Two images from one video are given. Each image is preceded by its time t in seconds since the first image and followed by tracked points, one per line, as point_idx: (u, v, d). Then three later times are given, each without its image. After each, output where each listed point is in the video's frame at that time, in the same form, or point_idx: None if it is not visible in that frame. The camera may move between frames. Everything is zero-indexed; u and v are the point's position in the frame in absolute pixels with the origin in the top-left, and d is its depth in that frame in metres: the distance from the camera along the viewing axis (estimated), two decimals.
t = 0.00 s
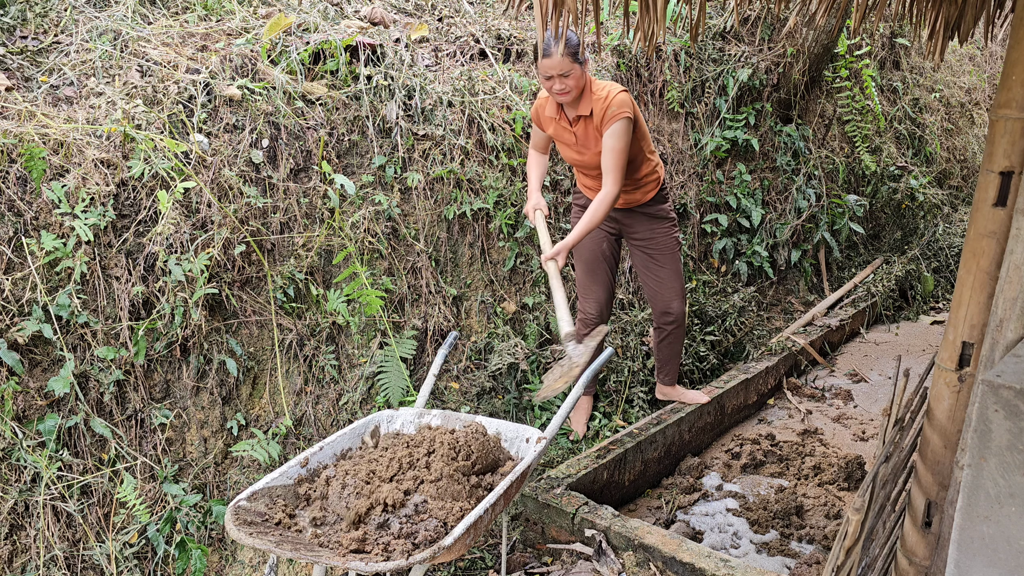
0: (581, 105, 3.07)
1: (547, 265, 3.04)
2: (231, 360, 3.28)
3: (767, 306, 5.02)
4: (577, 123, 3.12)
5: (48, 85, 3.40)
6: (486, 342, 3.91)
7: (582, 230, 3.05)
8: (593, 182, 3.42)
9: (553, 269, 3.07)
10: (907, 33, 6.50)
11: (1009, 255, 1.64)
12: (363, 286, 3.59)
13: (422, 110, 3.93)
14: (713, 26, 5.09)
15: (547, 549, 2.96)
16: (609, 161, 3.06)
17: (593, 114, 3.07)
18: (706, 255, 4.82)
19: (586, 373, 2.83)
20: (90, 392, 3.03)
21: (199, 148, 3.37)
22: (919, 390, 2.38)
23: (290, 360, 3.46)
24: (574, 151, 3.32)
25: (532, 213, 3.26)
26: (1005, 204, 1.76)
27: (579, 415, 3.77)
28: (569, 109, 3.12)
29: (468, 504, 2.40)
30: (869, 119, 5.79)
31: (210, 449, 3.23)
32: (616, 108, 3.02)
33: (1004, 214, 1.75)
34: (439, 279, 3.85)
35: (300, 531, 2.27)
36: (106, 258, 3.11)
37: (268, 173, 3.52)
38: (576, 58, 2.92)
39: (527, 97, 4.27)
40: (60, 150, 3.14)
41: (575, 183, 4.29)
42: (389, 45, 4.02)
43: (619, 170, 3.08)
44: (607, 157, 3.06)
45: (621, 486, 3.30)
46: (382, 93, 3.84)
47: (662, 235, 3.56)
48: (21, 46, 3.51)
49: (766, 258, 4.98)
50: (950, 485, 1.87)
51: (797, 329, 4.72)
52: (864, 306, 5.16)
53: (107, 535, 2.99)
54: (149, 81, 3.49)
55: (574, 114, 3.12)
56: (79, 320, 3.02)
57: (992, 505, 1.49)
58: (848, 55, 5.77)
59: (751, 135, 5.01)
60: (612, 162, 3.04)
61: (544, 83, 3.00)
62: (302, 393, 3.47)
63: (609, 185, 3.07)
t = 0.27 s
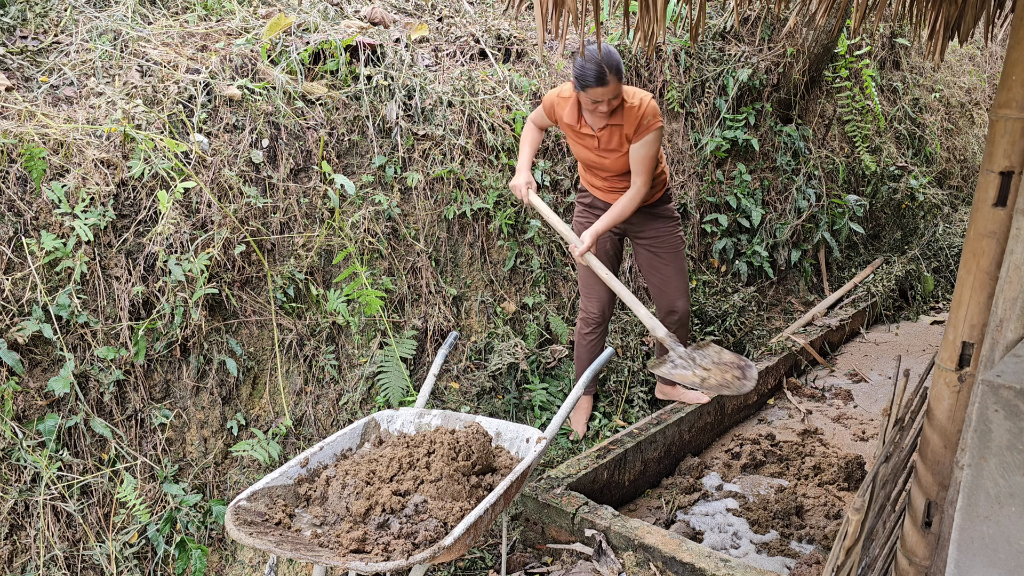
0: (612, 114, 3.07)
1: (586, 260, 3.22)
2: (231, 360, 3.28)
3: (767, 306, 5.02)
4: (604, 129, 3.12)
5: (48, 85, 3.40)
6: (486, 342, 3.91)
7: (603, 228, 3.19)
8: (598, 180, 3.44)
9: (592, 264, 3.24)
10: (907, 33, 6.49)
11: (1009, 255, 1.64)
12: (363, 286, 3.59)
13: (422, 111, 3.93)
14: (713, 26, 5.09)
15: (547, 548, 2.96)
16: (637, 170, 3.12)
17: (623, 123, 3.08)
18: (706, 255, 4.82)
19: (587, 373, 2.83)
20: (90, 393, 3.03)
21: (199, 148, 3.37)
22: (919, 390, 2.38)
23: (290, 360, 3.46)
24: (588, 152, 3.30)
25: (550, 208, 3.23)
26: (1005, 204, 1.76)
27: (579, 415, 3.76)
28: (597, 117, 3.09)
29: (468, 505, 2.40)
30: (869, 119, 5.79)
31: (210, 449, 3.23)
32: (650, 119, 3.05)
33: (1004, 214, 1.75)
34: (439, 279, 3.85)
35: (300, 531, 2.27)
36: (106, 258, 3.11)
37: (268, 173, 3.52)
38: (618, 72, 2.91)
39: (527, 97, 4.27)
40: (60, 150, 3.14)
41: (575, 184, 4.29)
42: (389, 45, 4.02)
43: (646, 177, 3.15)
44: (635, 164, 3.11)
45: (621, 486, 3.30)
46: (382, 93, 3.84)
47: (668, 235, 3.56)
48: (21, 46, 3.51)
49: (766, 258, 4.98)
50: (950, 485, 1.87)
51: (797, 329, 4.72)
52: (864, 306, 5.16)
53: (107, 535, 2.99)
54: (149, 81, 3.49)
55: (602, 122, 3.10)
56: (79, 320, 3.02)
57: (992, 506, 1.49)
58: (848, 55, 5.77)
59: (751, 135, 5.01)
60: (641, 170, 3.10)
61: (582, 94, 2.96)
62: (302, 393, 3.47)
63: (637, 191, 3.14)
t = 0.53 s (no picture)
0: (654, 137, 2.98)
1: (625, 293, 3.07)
2: (231, 360, 3.28)
3: (767, 306, 5.02)
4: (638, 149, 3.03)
5: (48, 85, 3.40)
6: (486, 342, 3.91)
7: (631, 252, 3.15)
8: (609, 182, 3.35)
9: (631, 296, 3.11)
10: (907, 33, 6.49)
11: (1009, 255, 1.64)
12: (363, 286, 3.59)
13: (422, 110, 3.93)
14: (713, 26, 5.09)
15: (547, 549, 2.96)
16: (662, 193, 3.12)
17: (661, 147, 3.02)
18: (706, 255, 4.82)
19: (587, 373, 2.83)
20: (90, 392, 3.03)
21: (199, 148, 3.37)
22: (918, 390, 2.38)
23: (290, 360, 3.46)
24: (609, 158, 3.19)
25: (590, 230, 2.97)
26: (1005, 204, 1.76)
27: (579, 415, 3.76)
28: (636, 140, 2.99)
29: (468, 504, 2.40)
30: (869, 119, 5.79)
31: (210, 448, 3.23)
32: (686, 149, 3.03)
33: (1004, 214, 1.75)
34: (439, 279, 3.85)
35: (300, 531, 2.26)
36: (106, 258, 3.11)
37: (268, 173, 3.52)
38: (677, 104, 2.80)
39: (527, 97, 4.27)
40: (60, 150, 3.14)
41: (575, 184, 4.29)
42: (389, 44, 4.02)
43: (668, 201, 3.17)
44: (661, 189, 3.11)
45: (621, 486, 3.30)
46: (382, 93, 3.84)
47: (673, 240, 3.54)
48: (21, 46, 3.51)
49: (766, 258, 4.98)
50: (950, 485, 1.87)
51: (797, 329, 4.71)
52: (864, 306, 5.16)
53: (107, 535, 2.99)
54: (149, 81, 3.49)
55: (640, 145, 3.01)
56: (79, 320, 3.02)
57: (992, 506, 1.49)
58: (848, 55, 5.77)
59: (751, 135, 5.00)
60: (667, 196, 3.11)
61: (636, 121, 2.81)
62: (302, 393, 3.47)
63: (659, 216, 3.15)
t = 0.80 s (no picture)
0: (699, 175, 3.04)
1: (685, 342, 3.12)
2: (231, 360, 3.29)
3: (767, 306, 5.02)
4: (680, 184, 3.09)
5: (48, 85, 3.40)
6: (486, 342, 3.91)
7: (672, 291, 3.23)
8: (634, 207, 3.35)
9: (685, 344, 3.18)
10: (907, 33, 6.49)
11: (1009, 255, 1.64)
12: (363, 286, 3.59)
13: (422, 111, 3.93)
14: (713, 26, 5.09)
15: (547, 549, 2.96)
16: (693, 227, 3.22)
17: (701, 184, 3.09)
18: (706, 255, 4.82)
19: (587, 372, 2.82)
20: (90, 392, 3.03)
21: (199, 148, 3.37)
22: (918, 390, 2.38)
23: (290, 360, 3.46)
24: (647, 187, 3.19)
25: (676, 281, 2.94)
26: (1005, 204, 1.75)
27: (579, 415, 3.75)
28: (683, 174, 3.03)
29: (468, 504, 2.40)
30: (869, 119, 5.79)
31: (210, 448, 3.23)
32: (721, 187, 3.13)
33: (1004, 214, 1.75)
34: (439, 279, 3.85)
35: (300, 531, 2.26)
36: (106, 258, 3.11)
37: (268, 173, 3.52)
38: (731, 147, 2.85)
39: (527, 97, 4.26)
40: (60, 150, 3.14)
41: (575, 184, 4.29)
42: (389, 45, 4.02)
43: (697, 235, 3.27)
44: (693, 223, 3.20)
45: (621, 486, 3.30)
46: (382, 93, 3.84)
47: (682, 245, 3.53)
48: (21, 46, 3.51)
49: (766, 258, 4.98)
50: (950, 485, 1.87)
51: (797, 329, 4.71)
52: (864, 306, 5.16)
53: (107, 535, 2.99)
54: (149, 81, 3.49)
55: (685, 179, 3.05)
56: (79, 320, 3.02)
57: (992, 506, 1.49)
58: (848, 55, 5.77)
59: (751, 135, 5.00)
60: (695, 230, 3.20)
61: (695, 162, 2.85)
62: (302, 393, 3.47)
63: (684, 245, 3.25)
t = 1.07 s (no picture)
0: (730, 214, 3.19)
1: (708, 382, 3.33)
2: (231, 360, 3.29)
3: (767, 306, 5.02)
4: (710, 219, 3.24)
5: (48, 85, 3.40)
6: (486, 342, 3.91)
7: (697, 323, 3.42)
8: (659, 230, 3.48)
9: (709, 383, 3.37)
10: (907, 33, 6.50)
11: (1009, 255, 1.64)
12: (363, 286, 3.59)
13: (422, 110, 3.93)
14: (713, 26, 5.09)
15: (547, 549, 2.96)
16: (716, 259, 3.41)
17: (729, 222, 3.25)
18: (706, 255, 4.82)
19: (587, 372, 2.82)
20: (90, 392, 3.03)
21: (199, 148, 3.37)
22: (918, 390, 2.38)
23: (290, 360, 3.46)
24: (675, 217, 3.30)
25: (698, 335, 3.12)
26: (1005, 204, 1.75)
27: (579, 415, 3.75)
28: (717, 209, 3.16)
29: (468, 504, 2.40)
30: (869, 119, 5.79)
31: (210, 448, 3.23)
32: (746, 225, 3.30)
33: (1004, 214, 1.75)
34: (439, 279, 3.85)
35: (301, 532, 2.26)
36: (106, 258, 3.11)
37: (268, 173, 3.52)
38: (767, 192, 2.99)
39: (527, 97, 4.26)
40: (59, 150, 3.14)
41: (575, 184, 4.30)
42: (389, 45, 4.02)
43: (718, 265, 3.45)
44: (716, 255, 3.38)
45: (621, 486, 3.30)
46: (382, 93, 3.84)
47: (692, 258, 3.62)
48: (21, 46, 3.51)
49: (766, 258, 4.98)
50: (950, 485, 1.87)
51: (797, 329, 4.72)
52: (864, 306, 5.16)
53: (107, 535, 2.99)
54: (149, 81, 3.49)
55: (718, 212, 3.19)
56: (79, 320, 3.02)
57: (992, 506, 1.49)
58: (848, 55, 5.77)
59: (751, 136, 5.00)
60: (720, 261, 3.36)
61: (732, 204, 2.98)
62: (302, 393, 3.47)
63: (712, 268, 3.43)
